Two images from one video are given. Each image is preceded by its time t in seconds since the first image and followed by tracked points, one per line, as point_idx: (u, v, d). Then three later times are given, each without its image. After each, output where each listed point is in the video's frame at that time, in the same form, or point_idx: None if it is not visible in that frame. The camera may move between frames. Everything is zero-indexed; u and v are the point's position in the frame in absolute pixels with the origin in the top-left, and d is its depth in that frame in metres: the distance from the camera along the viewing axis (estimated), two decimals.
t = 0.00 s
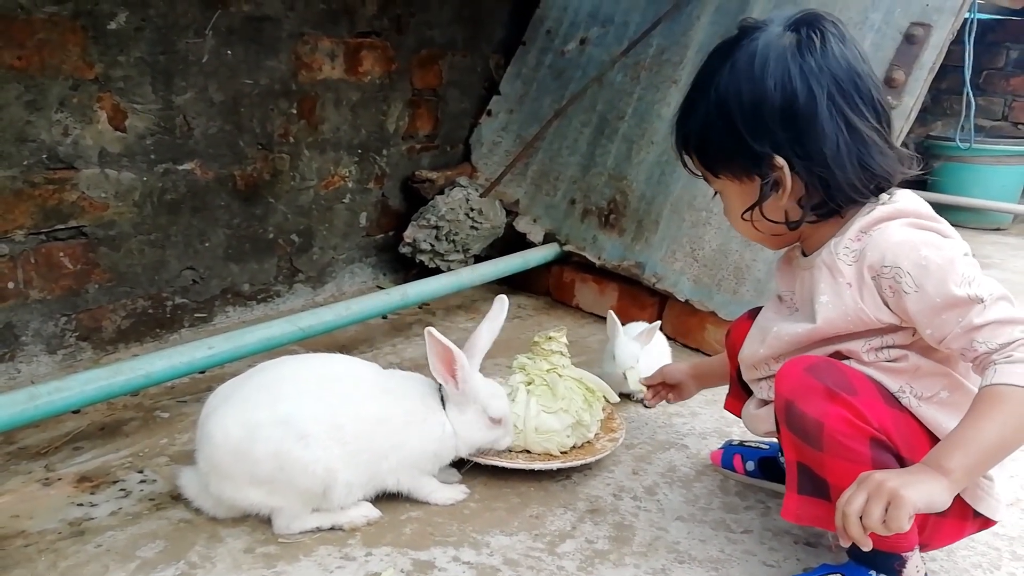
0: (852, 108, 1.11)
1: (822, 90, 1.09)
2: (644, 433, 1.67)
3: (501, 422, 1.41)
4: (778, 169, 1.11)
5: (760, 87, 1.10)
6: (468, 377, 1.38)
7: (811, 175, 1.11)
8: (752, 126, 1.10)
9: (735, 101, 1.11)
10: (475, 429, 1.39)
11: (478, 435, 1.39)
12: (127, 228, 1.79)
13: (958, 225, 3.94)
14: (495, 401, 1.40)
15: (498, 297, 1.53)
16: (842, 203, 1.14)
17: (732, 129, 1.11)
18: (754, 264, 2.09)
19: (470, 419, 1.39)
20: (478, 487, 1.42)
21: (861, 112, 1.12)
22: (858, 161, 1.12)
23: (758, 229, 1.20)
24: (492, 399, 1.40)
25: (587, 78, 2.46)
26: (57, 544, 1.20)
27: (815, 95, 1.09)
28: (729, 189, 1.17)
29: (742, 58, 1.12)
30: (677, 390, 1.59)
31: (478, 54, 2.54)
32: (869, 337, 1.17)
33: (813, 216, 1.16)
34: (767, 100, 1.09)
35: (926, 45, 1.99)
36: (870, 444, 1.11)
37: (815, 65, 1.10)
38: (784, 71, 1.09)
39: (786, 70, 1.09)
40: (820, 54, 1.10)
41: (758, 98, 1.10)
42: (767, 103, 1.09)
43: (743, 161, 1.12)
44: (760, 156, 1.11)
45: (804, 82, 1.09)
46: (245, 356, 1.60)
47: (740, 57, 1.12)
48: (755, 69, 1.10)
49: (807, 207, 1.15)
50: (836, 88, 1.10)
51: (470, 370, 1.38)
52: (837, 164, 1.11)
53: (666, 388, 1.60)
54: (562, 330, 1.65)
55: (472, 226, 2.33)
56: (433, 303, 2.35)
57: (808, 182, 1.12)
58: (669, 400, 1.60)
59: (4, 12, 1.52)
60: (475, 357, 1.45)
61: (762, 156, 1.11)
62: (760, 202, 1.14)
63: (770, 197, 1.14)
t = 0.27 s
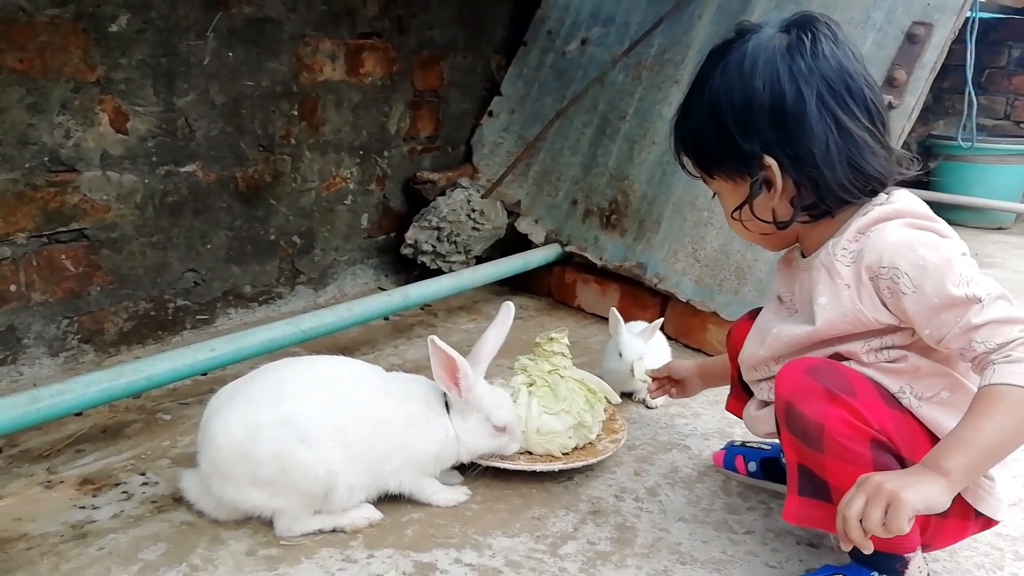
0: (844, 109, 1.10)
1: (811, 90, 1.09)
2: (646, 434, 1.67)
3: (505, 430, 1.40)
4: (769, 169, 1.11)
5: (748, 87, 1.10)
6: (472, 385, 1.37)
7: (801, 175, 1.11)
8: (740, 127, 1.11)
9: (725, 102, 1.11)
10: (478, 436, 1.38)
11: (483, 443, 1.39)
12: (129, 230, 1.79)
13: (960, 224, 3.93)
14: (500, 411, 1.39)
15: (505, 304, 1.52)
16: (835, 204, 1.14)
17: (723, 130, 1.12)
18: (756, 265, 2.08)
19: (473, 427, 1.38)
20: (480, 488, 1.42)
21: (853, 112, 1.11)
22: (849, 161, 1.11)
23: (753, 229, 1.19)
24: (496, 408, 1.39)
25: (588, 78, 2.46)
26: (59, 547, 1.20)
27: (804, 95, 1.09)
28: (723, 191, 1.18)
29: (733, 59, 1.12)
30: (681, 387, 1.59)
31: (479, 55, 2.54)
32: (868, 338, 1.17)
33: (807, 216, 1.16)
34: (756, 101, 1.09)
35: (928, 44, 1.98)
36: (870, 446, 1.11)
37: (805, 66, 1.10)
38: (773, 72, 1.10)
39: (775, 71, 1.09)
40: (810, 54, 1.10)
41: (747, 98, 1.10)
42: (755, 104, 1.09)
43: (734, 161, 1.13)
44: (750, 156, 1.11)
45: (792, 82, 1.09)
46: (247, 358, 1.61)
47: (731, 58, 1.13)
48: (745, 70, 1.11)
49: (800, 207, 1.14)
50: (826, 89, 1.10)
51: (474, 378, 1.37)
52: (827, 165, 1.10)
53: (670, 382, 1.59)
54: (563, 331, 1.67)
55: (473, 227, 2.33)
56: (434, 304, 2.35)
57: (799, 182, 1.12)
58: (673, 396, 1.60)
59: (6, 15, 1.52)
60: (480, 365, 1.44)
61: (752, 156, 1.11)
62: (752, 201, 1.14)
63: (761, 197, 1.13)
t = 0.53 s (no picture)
0: (831, 108, 1.10)
1: (798, 90, 1.09)
2: (644, 434, 1.67)
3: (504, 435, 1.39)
4: (755, 168, 1.11)
5: (736, 87, 1.10)
6: (469, 392, 1.36)
7: (788, 174, 1.11)
8: (727, 126, 1.11)
9: (713, 101, 1.12)
10: (477, 440, 1.38)
11: (482, 446, 1.39)
12: (126, 231, 1.79)
13: (957, 223, 3.94)
14: (498, 415, 1.39)
15: (504, 306, 1.50)
16: (823, 204, 1.13)
17: (711, 128, 1.12)
18: (753, 264, 2.08)
19: (472, 431, 1.38)
20: (477, 489, 1.42)
21: (841, 113, 1.11)
22: (835, 161, 1.11)
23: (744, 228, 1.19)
24: (494, 412, 1.38)
25: (585, 78, 2.46)
26: (55, 548, 1.20)
27: (790, 95, 1.08)
28: (715, 190, 1.19)
29: (722, 58, 1.13)
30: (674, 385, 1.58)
31: (477, 55, 2.54)
32: (862, 336, 1.17)
33: (796, 215, 1.16)
34: (743, 100, 1.10)
35: (924, 43, 1.98)
36: (864, 445, 1.11)
37: (793, 65, 1.09)
38: (760, 71, 1.10)
39: (762, 70, 1.09)
40: (799, 53, 1.10)
41: (734, 97, 1.10)
42: (740, 103, 1.10)
43: (722, 159, 1.13)
44: (737, 155, 1.11)
45: (778, 82, 1.09)
46: (244, 359, 1.60)
47: (721, 57, 1.13)
48: (733, 69, 1.11)
49: (789, 206, 1.14)
50: (813, 88, 1.09)
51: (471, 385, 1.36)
52: (813, 165, 1.10)
53: (664, 382, 1.59)
54: (560, 331, 1.67)
55: (471, 227, 2.33)
56: (432, 304, 2.35)
57: (786, 182, 1.12)
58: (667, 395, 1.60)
59: (2, 15, 1.52)
60: (478, 371, 1.42)
61: (739, 155, 1.11)
62: (740, 199, 1.15)
63: (749, 195, 1.14)
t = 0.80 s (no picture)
0: (833, 111, 1.10)
1: (801, 92, 1.09)
2: (644, 435, 1.67)
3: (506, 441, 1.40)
4: (758, 171, 1.11)
5: (738, 89, 1.10)
6: (472, 399, 1.37)
7: (790, 176, 1.11)
8: (730, 128, 1.11)
9: (715, 103, 1.12)
10: (479, 446, 1.38)
11: (484, 452, 1.38)
12: (125, 232, 1.79)
13: (956, 224, 3.94)
14: (500, 421, 1.39)
15: (508, 312, 1.49)
16: (824, 206, 1.14)
17: (713, 131, 1.12)
18: (752, 266, 2.08)
19: (474, 437, 1.38)
20: (477, 490, 1.42)
21: (843, 115, 1.11)
22: (838, 163, 1.11)
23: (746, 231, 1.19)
24: (496, 418, 1.39)
25: (585, 79, 2.46)
26: (55, 550, 1.20)
27: (793, 97, 1.09)
28: (715, 192, 1.19)
29: (725, 61, 1.13)
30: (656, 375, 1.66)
31: (475, 56, 2.54)
32: (862, 337, 1.17)
33: (798, 218, 1.16)
34: (746, 102, 1.10)
35: (923, 44, 1.99)
36: (865, 447, 1.11)
37: (795, 68, 1.10)
38: (763, 74, 1.10)
39: (765, 72, 1.10)
40: (801, 56, 1.10)
41: (737, 100, 1.10)
42: (743, 105, 1.10)
43: (724, 162, 1.13)
44: (739, 157, 1.11)
45: (781, 84, 1.09)
46: (244, 360, 1.60)
47: (723, 59, 1.13)
48: (735, 72, 1.11)
49: (791, 209, 1.14)
50: (816, 91, 1.09)
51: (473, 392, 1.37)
52: (816, 167, 1.10)
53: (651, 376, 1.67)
54: (560, 333, 1.68)
55: (471, 228, 2.33)
56: (431, 306, 2.35)
57: (788, 184, 1.11)
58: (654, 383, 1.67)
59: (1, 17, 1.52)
60: (480, 378, 1.41)
61: (741, 157, 1.11)
62: (743, 202, 1.14)
63: (751, 198, 1.13)
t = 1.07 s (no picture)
0: (835, 110, 1.10)
1: (802, 92, 1.09)
2: (645, 434, 1.67)
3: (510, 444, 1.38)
4: (759, 170, 1.11)
5: (739, 88, 1.10)
6: (474, 404, 1.35)
7: (791, 176, 1.11)
8: (731, 128, 1.11)
9: (715, 102, 1.12)
10: (482, 449, 1.37)
11: (487, 455, 1.38)
12: (126, 232, 1.79)
13: (958, 222, 3.94)
14: (504, 425, 1.38)
15: (513, 316, 1.48)
16: (826, 205, 1.14)
17: (714, 130, 1.12)
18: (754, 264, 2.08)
19: (476, 440, 1.37)
20: (479, 489, 1.42)
21: (844, 114, 1.11)
22: (839, 163, 1.11)
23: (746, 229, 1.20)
24: (500, 422, 1.38)
25: (586, 78, 2.46)
26: (57, 549, 1.20)
27: (794, 96, 1.08)
28: (716, 191, 1.19)
29: (725, 60, 1.13)
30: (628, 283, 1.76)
31: (476, 55, 2.54)
32: (860, 336, 1.17)
33: (799, 216, 1.16)
34: (746, 102, 1.10)
35: (924, 43, 1.98)
36: (864, 446, 1.11)
37: (796, 67, 1.09)
38: (764, 73, 1.09)
39: (766, 71, 1.09)
40: (802, 55, 1.10)
41: (737, 99, 1.10)
42: (744, 105, 1.10)
43: (726, 161, 1.13)
44: (740, 157, 1.11)
45: (782, 84, 1.09)
46: (245, 359, 1.60)
47: (723, 58, 1.13)
48: (736, 71, 1.11)
49: (792, 207, 1.14)
50: (817, 90, 1.09)
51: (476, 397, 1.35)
52: (817, 166, 1.10)
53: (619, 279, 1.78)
54: (561, 332, 1.68)
55: (472, 227, 2.34)
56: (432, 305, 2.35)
57: (790, 183, 1.12)
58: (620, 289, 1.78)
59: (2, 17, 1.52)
60: (484, 381, 1.42)
61: (743, 157, 1.11)
62: (744, 202, 1.14)
63: (753, 197, 1.14)
